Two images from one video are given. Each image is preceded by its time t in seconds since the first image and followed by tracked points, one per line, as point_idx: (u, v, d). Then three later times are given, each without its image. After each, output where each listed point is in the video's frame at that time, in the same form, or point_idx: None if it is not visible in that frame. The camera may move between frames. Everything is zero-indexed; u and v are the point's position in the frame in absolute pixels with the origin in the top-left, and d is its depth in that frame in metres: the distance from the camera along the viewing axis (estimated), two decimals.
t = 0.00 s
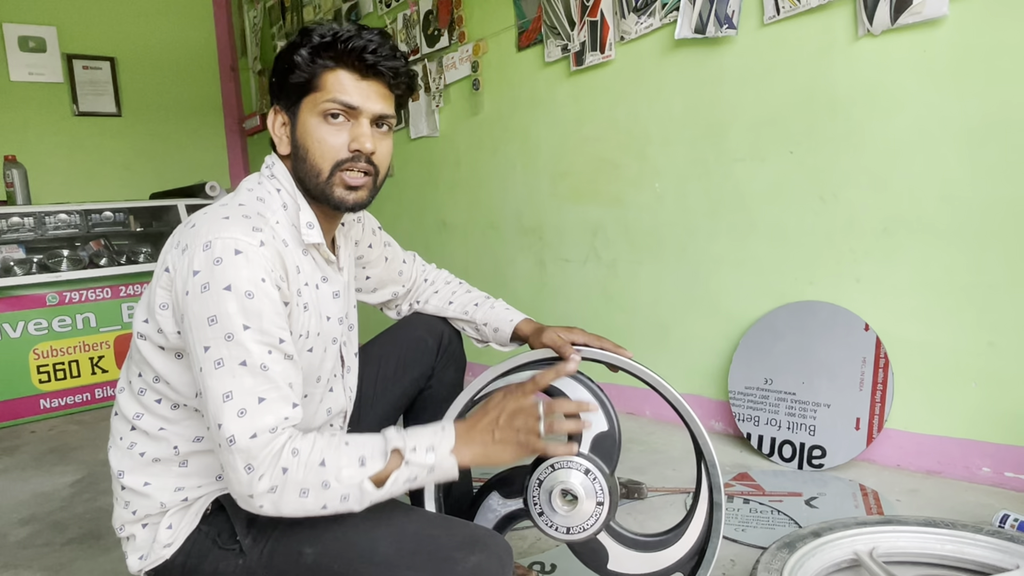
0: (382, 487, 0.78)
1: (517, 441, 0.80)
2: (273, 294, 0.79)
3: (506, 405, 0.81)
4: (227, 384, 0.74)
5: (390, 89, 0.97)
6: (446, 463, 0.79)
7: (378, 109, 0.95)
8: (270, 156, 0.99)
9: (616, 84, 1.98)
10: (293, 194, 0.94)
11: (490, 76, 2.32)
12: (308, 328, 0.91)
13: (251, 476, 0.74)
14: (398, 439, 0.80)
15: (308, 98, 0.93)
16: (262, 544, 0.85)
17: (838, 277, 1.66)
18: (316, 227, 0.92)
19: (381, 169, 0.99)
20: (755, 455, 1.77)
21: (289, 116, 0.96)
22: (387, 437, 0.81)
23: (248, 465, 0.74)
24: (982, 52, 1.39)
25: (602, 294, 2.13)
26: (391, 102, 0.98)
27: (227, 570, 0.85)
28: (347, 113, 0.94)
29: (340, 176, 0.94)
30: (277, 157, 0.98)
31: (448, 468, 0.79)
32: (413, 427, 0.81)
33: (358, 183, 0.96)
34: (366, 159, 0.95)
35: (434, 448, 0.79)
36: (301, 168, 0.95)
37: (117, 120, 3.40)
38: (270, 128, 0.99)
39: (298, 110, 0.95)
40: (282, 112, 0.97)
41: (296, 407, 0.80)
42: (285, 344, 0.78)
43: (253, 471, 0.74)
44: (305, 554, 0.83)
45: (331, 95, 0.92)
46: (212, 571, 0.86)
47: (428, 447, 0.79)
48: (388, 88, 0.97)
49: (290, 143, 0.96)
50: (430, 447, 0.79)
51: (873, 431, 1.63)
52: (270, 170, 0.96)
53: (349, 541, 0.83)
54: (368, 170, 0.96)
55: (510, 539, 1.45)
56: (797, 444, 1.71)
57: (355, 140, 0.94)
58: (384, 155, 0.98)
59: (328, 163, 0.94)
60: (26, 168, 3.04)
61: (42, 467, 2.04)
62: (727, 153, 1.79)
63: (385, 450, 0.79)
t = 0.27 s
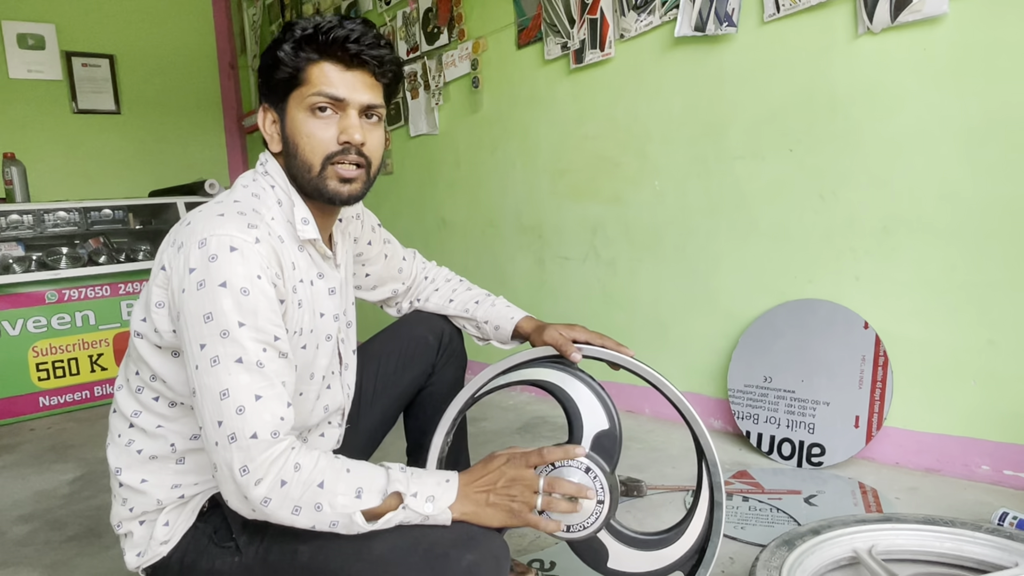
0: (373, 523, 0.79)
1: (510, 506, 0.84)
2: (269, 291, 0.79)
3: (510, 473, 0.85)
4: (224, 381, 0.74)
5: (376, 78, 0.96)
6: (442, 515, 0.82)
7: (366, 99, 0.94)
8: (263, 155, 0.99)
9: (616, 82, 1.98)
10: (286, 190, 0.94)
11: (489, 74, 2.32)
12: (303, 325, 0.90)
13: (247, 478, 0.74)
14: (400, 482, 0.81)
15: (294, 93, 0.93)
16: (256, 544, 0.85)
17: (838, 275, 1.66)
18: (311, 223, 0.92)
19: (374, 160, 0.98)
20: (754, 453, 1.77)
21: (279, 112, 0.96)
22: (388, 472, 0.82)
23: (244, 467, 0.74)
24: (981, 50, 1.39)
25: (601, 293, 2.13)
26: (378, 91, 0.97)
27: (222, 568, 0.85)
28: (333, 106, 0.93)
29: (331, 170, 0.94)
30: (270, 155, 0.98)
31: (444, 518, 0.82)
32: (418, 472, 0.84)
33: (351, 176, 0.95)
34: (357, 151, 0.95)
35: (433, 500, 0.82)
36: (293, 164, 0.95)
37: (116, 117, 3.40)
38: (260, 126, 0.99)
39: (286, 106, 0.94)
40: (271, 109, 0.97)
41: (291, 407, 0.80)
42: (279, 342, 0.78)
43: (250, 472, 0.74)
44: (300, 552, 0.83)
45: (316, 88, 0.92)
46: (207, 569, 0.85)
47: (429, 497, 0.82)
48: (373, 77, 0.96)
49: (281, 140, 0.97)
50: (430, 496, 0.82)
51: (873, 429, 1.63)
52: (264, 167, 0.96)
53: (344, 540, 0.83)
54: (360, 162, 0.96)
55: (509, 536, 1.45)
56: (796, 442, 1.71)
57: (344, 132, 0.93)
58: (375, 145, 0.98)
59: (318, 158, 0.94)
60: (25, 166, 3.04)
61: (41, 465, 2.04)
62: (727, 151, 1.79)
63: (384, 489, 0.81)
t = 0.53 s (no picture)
0: (374, 518, 0.79)
1: (508, 497, 0.83)
2: (264, 286, 0.79)
3: (504, 464, 0.84)
4: (222, 376, 0.74)
5: (367, 73, 0.96)
6: (442, 510, 0.82)
7: (357, 94, 0.94)
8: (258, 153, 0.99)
9: (616, 82, 1.98)
10: (281, 187, 0.94)
11: (489, 73, 2.32)
12: (299, 321, 0.90)
13: (248, 472, 0.75)
14: (401, 476, 0.82)
15: (285, 90, 0.93)
16: (256, 543, 0.85)
17: (838, 275, 1.66)
18: (306, 218, 0.92)
19: (367, 155, 0.98)
20: (754, 452, 1.77)
21: (271, 109, 0.96)
22: (388, 469, 0.83)
23: (246, 461, 0.74)
24: (982, 50, 1.39)
25: (601, 292, 2.13)
26: (369, 86, 0.97)
27: (223, 567, 0.85)
28: (324, 101, 0.93)
29: (323, 165, 0.94)
30: (265, 152, 0.98)
31: (443, 515, 0.82)
32: (416, 469, 0.84)
33: (343, 171, 0.95)
34: (349, 145, 0.94)
35: (433, 496, 0.82)
36: (286, 160, 0.95)
37: (116, 116, 3.40)
38: (254, 124, 0.99)
39: (278, 103, 0.95)
40: (264, 106, 0.97)
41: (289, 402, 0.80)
42: (276, 337, 0.79)
43: (252, 467, 0.74)
44: (301, 553, 0.83)
45: (307, 84, 0.92)
46: (207, 567, 0.86)
47: (428, 492, 0.82)
48: (364, 72, 0.96)
49: (274, 137, 0.97)
50: (430, 492, 0.82)
51: (873, 428, 1.63)
52: (258, 165, 0.96)
53: (343, 540, 0.83)
54: (352, 157, 0.95)
55: (509, 535, 1.45)
56: (796, 441, 1.71)
57: (335, 127, 0.93)
58: (368, 140, 0.97)
59: (311, 154, 0.94)
60: (25, 164, 3.04)
61: (41, 464, 2.04)
62: (727, 150, 1.79)
63: (385, 483, 0.81)
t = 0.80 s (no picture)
0: (376, 511, 0.79)
1: (511, 512, 0.83)
2: (261, 279, 0.79)
3: (513, 476, 0.84)
4: (222, 368, 0.74)
5: (366, 74, 0.96)
6: (442, 506, 0.81)
7: (355, 94, 0.94)
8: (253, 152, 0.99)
9: (616, 81, 1.98)
10: (277, 185, 0.93)
11: (490, 72, 2.32)
12: (295, 317, 0.90)
13: (252, 463, 0.75)
14: (402, 469, 0.82)
15: (284, 89, 0.93)
16: (255, 542, 0.85)
17: (838, 274, 1.66)
18: (300, 218, 0.92)
19: (364, 156, 0.98)
20: (754, 452, 1.77)
21: (269, 108, 0.96)
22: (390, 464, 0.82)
23: (249, 452, 0.75)
24: (982, 49, 1.39)
25: (601, 291, 2.13)
26: (368, 87, 0.97)
27: (221, 566, 0.85)
28: (323, 101, 0.93)
29: (321, 164, 0.94)
30: (262, 151, 0.98)
31: (442, 511, 0.81)
32: (416, 465, 0.84)
33: (341, 171, 0.95)
34: (347, 146, 0.94)
35: (434, 490, 0.81)
36: (283, 160, 0.95)
37: (116, 116, 3.40)
38: (252, 123, 0.99)
39: (276, 102, 0.95)
40: (262, 105, 0.97)
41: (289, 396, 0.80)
42: (275, 328, 0.79)
43: (256, 459, 0.75)
44: (299, 552, 0.83)
45: (306, 84, 0.92)
46: (206, 566, 0.85)
47: (429, 486, 0.82)
48: (363, 73, 0.96)
49: (272, 136, 0.97)
50: (430, 486, 0.82)
51: (873, 428, 1.63)
52: (253, 164, 0.96)
53: (341, 539, 0.83)
54: (349, 157, 0.95)
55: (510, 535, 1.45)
56: (796, 441, 1.71)
57: (333, 127, 0.93)
58: (365, 141, 0.97)
59: (308, 153, 0.94)
60: (25, 164, 3.04)
61: (41, 463, 2.04)
62: (727, 149, 1.79)
63: (387, 476, 0.81)
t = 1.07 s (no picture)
0: (377, 511, 0.79)
1: (513, 519, 0.83)
2: (260, 274, 0.79)
3: (519, 485, 0.83)
4: (223, 363, 0.74)
5: (357, 62, 0.97)
6: (444, 508, 0.81)
7: (347, 83, 0.95)
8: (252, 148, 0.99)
9: (616, 80, 1.98)
10: (276, 181, 0.94)
11: (491, 71, 2.32)
12: (296, 313, 0.90)
13: (254, 457, 0.75)
14: (405, 471, 0.82)
15: (276, 82, 0.93)
16: (257, 541, 0.85)
17: (839, 274, 1.66)
18: (300, 211, 0.92)
19: (359, 145, 0.98)
20: (755, 451, 1.77)
21: (262, 103, 0.96)
22: (394, 465, 0.82)
23: (251, 446, 0.75)
24: (982, 49, 1.39)
25: (602, 290, 2.13)
26: (360, 75, 0.97)
27: (223, 565, 0.85)
28: (315, 91, 0.93)
29: (318, 155, 0.94)
30: (258, 147, 0.98)
31: (444, 515, 0.81)
32: (419, 466, 0.84)
33: (338, 160, 0.95)
34: (342, 134, 0.95)
35: (436, 493, 0.81)
36: (280, 153, 0.95)
37: (116, 115, 3.40)
38: (246, 119, 0.99)
39: (269, 96, 0.94)
40: (255, 100, 0.97)
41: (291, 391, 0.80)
42: (275, 323, 0.79)
43: (258, 453, 0.75)
44: (300, 551, 0.83)
45: (298, 74, 0.92)
46: (208, 565, 0.85)
47: (432, 489, 0.82)
48: (354, 62, 0.96)
49: (267, 130, 0.96)
50: (433, 489, 0.81)
51: (874, 427, 1.63)
52: (252, 160, 0.96)
53: (341, 539, 0.83)
54: (345, 146, 0.95)
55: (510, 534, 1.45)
56: (797, 440, 1.71)
57: (328, 116, 0.93)
58: (360, 129, 0.98)
59: (304, 145, 0.94)
60: (26, 163, 3.04)
61: (42, 462, 2.05)
62: (727, 148, 1.79)
63: (390, 478, 0.80)
